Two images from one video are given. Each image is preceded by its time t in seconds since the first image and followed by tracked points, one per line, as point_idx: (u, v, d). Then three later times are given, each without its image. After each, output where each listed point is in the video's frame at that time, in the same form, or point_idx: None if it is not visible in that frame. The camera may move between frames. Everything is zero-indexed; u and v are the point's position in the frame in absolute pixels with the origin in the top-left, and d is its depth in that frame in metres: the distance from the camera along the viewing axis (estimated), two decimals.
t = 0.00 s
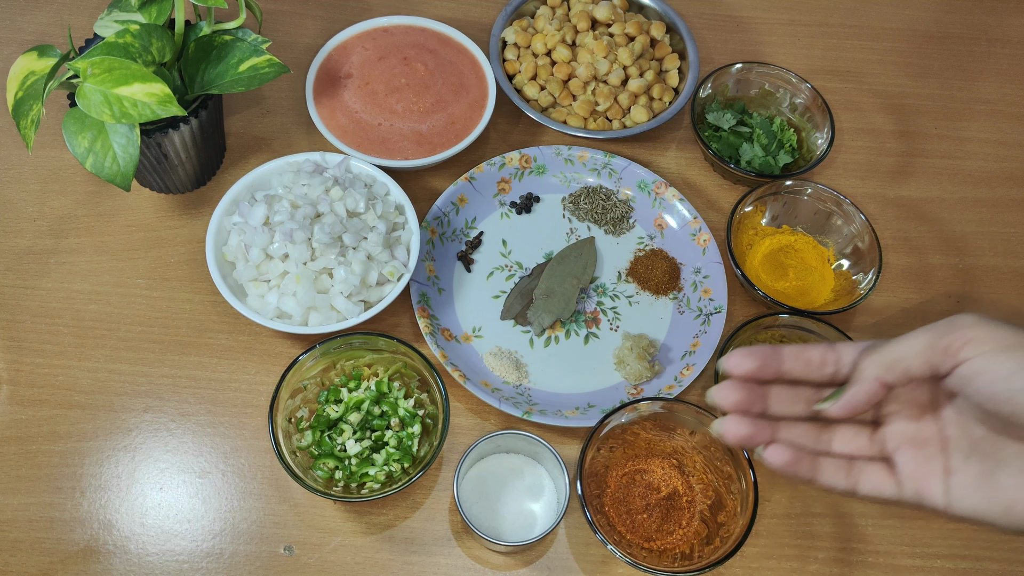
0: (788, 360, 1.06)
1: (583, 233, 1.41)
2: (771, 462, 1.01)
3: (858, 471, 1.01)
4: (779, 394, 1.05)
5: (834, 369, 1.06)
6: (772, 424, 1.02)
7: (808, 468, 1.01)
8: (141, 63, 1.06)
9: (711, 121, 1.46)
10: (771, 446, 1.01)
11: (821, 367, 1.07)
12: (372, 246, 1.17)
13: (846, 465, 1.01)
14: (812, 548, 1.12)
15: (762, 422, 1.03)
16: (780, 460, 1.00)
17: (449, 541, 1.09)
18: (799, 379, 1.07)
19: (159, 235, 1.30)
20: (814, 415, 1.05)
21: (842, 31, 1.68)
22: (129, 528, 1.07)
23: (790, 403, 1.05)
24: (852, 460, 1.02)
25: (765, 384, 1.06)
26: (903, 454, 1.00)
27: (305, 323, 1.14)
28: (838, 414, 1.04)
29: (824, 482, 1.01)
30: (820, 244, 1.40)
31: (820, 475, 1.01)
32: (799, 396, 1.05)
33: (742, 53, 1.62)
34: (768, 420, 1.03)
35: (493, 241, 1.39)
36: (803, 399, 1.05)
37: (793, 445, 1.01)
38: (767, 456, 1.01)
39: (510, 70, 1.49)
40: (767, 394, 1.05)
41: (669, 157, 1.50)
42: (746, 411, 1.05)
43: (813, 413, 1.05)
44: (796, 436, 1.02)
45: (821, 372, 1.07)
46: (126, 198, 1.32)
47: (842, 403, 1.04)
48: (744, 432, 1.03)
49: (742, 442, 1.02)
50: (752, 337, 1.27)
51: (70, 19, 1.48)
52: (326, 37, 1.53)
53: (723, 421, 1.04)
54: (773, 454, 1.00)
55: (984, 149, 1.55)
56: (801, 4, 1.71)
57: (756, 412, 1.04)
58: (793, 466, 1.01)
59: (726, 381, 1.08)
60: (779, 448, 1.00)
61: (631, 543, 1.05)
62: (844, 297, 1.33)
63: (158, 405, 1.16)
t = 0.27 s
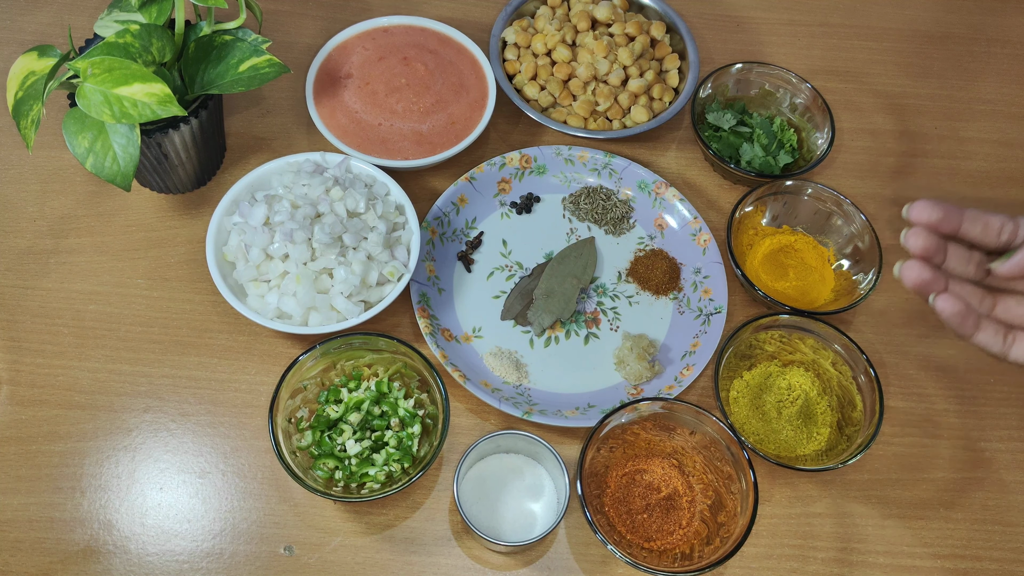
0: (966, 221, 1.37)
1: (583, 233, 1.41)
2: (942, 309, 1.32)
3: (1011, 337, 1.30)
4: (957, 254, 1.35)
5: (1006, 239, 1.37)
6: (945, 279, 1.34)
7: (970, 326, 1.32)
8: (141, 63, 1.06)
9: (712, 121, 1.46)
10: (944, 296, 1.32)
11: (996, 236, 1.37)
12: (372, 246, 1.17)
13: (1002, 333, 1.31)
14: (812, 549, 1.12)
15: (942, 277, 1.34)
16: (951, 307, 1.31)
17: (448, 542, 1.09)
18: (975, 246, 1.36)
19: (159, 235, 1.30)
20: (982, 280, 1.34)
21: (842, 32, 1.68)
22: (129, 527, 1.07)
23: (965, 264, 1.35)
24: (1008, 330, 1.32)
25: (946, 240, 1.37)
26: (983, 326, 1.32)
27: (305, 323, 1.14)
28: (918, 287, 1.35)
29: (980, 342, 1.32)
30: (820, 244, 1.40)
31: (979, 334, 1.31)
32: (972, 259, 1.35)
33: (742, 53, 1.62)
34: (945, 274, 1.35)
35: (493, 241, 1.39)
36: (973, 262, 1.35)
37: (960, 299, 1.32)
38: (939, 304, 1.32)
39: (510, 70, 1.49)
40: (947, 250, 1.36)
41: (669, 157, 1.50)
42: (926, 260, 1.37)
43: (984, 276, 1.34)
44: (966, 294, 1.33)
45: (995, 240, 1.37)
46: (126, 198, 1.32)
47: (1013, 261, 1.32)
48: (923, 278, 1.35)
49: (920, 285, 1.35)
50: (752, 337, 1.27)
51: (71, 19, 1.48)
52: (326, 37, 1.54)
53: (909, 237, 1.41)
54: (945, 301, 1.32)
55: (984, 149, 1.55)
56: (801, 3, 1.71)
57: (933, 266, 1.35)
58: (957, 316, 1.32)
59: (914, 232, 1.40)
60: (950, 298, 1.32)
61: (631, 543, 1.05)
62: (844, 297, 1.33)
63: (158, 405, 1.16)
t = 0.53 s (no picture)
0: (968, 67, 1.55)
1: (583, 233, 1.41)
2: (940, 154, 1.51)
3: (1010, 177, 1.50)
4: (957, 99, 1.52)
5: (1008, 81, 1.52)
6: (943, 124, 1.53)
7: (966, 169, 1.50)
8: (141, 63, 1.06)
9: (712, 121, 1.46)
10: (940, 141, 1.51)
11: (999, 78, 1.52)
12: (372, 246, 1.17)
13: (1001, 173, 1.51)
14: (812, 549, 1.12)
15: (937, 120, 1.54)
16: (946, 151, 1.50)
17: (448, 542, 1.09)
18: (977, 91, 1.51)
19: (159, 235, 1.30)
20: (982, 123, 1.49)
21: (842, 32, 1.68)
22: (129, 527, 1.07)
23: (965, 108, 1.51)
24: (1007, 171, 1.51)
25: (946, 86, 1.55)
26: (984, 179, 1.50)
27: (305, 323, 1.14)
28: (914, 134, 1.54)
29: (977, 184, 1.50)
30: (819, 244, 1.40)
31: (976, 175, 1.50)
32: (973, 104, 1.50)
33: (742, 53, 1.62)
34: (943, 118, 1.52)
35: (493, 241, 1.39)
36: (977, 108, 1.50)
37: (957, 140, 1.51)
38: (937, 150, 1.51)
39: (510, 70, 1.49)
40: (946, 95, 1.54)
41: (669, 157, 1.50)
42: (925, 107, 1.56)
43: (985, 121, 1.49)
44: (964, 138, 1.50)
45: (999, 82, 1.52)
46: (126, 198, 1.32)
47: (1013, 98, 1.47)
48: (920, 125, 1.54)
49: (915, 132, 1.54)
50: (752, 337, 1.27)
51: (70, 19, 1.48)
52: (326, 37, 1.54)
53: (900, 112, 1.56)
54: (940, 146, 1.50)
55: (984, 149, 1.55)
56: (801, 4, 1.71)
57: (930, 115, 1.54)
58: (954, 160, 1.50)
59: (907, 113, 1.56)
60: (948, 143, 1.50)
61: (631, 543, 1.05)
62: (844, 297, 1.33)
63: (158, 405, 1.16)
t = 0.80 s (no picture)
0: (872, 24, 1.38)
1: (583, 233, 1.41)
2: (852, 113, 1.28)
3: (923, 126, 1.36)
4: (866, 56, 1.41)
5: (911, 32, 1.40)
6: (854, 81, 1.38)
7: (880, 124, 1.33)
8: (141, 63, 1.06)
9: (712, 121, 1.46)
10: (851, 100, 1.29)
11: (903, 31, 1.40)
12: (372, 246, 1.17)
13: (914, 123, 1.37)
14: (812, 549, 1.12)
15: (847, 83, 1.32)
16: (860, 110, 1.27)
17: (448, 541, 1.09)
18: (883, 45, 1.42)
19: (159, 236, 1.30)
20: (892, 77, 1.43)
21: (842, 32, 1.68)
22: (129, 527, 1.07)
23: (875, 65, 1.41)
24: (919, 121, 1.37)
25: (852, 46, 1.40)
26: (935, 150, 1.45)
27: (305, 323, 1.14)
28: (826, 99, 1.32)
29: (893, 135, 1.36)
30: (819, 244, 1.40)
31: (890, 128, 1.35)
32: (882, 59, 1.41)
33: (742, 53, 1.62)
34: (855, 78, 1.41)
35: (493, 241, 1.39)
36: (884, 61, 1.41)
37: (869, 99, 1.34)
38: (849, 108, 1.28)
39: (510, 70, 1.49)
40: (853, 56, 1.39)
41: (669, 157, 1.50)
42: (835, 70, 1.39)
43: (892, 72, 1.42)
44: (876, 93, 1.39)
45: (901, 36, 1.40)
46: (126, 199, 1.32)
47: (915, 53, 1.35)
48: (830, 89, 1.31)
49: (827, 97, 1.31)
50: (752, 337, 1.27)
51: (70, 19, 1.48)
52: (326, 37, 1.53)
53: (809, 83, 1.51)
54: (853, 105, 1.27)
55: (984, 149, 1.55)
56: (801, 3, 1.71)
57: (840, 76, 1.34)
58: (866, 117, 1.29)
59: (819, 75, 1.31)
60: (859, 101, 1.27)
61: (631, 543, 1.05)
62: (844, 297, 1.33)
63: (158, 406, 1.16)
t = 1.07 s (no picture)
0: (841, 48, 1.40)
1: (583, 233, 1.41)
2: (833, 132, 1.29)
3: (900, 141, 1.37)
4: (839, 78, 1.43)
5: (881, 53, 1.42)
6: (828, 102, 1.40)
7: (861, 141, 1.32)
8: (141, 63, 1.06)
9: (712, 121, 1.46)
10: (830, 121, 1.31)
11: (872, 52, 1.42)
12: (371, 246, 1.17)
13: (891, 138, 1.37)
14: (812, 549, 1.12)
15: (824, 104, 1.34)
16: (841, 129, 1.28)
17: (449, 541, 1.09)
18: (854, 67, 1.44)
19: (159, 235, 1.30)
20: (865, 97, 1.45)
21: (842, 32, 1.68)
22: (129, 528, 1.07)
23: (849, 85, 1.43)
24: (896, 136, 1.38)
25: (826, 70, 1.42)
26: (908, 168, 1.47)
27: (305, 323, 1.14)
28: (805, 123, 1.33)
29: (873, 152, 1.37)
30: (819, 244, 1.40)
31: (870, 146, 1.35)
32: (855, 79, 1.43)
33: (742, 53, 1.62)
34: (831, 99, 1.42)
35: (494, 241, 1.39)
36: (857, 82, 1.43)
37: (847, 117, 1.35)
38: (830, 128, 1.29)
39: (510, 70, 1.49)
40: (828, 79, 1.42)
41: (669, 157, 1.50)
42: (811, 94, 1.40)
43: (866, 92, 1.44)
44: (852, 114, 1.41)
45: (871, 56, 1.42)
46: (126, 198, 1.32)
47: (886, 75, 1.36)
48: (807, 114, 1.32)
49: (806, 121, 1.32)
50: (752, 337, 1.27)
51: (71, 19, 1.48)
52: (326, 37, 1.54)
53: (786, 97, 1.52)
54: (835, 125, 1.28)
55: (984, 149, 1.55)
56: (801, 4, 1.71)
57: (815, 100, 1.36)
58: (849, 136, 1.30)
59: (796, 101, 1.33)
60: (840, 119, 1.28)
61: (631, 543, 1.05)
62: (844, 297, 1.33)
63: (158, 406, 1.16)
